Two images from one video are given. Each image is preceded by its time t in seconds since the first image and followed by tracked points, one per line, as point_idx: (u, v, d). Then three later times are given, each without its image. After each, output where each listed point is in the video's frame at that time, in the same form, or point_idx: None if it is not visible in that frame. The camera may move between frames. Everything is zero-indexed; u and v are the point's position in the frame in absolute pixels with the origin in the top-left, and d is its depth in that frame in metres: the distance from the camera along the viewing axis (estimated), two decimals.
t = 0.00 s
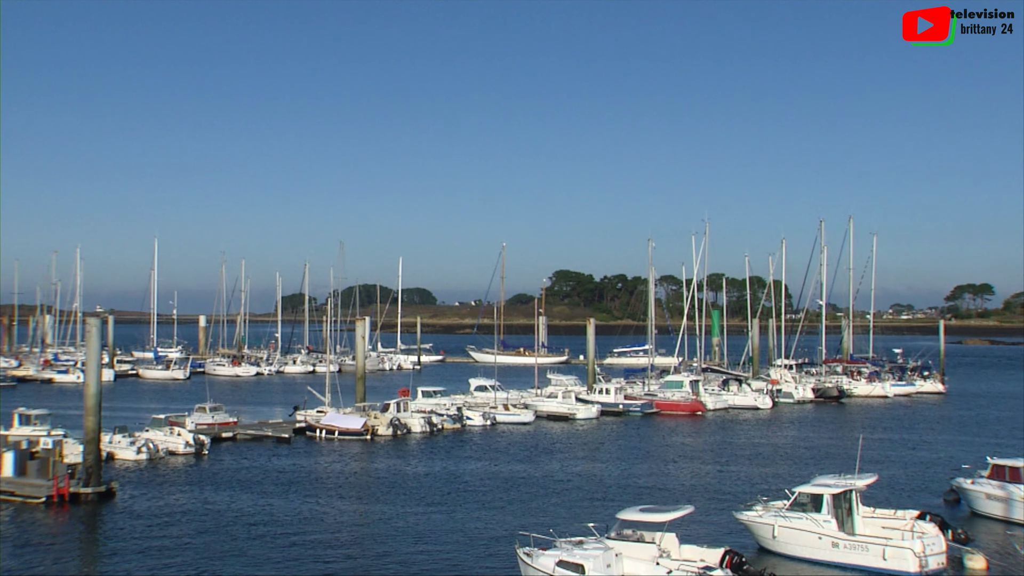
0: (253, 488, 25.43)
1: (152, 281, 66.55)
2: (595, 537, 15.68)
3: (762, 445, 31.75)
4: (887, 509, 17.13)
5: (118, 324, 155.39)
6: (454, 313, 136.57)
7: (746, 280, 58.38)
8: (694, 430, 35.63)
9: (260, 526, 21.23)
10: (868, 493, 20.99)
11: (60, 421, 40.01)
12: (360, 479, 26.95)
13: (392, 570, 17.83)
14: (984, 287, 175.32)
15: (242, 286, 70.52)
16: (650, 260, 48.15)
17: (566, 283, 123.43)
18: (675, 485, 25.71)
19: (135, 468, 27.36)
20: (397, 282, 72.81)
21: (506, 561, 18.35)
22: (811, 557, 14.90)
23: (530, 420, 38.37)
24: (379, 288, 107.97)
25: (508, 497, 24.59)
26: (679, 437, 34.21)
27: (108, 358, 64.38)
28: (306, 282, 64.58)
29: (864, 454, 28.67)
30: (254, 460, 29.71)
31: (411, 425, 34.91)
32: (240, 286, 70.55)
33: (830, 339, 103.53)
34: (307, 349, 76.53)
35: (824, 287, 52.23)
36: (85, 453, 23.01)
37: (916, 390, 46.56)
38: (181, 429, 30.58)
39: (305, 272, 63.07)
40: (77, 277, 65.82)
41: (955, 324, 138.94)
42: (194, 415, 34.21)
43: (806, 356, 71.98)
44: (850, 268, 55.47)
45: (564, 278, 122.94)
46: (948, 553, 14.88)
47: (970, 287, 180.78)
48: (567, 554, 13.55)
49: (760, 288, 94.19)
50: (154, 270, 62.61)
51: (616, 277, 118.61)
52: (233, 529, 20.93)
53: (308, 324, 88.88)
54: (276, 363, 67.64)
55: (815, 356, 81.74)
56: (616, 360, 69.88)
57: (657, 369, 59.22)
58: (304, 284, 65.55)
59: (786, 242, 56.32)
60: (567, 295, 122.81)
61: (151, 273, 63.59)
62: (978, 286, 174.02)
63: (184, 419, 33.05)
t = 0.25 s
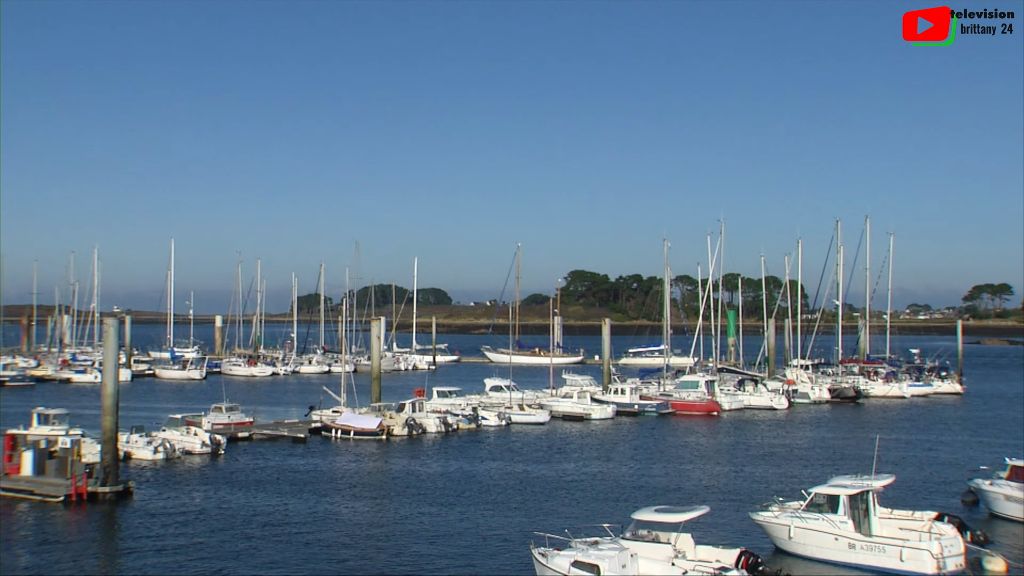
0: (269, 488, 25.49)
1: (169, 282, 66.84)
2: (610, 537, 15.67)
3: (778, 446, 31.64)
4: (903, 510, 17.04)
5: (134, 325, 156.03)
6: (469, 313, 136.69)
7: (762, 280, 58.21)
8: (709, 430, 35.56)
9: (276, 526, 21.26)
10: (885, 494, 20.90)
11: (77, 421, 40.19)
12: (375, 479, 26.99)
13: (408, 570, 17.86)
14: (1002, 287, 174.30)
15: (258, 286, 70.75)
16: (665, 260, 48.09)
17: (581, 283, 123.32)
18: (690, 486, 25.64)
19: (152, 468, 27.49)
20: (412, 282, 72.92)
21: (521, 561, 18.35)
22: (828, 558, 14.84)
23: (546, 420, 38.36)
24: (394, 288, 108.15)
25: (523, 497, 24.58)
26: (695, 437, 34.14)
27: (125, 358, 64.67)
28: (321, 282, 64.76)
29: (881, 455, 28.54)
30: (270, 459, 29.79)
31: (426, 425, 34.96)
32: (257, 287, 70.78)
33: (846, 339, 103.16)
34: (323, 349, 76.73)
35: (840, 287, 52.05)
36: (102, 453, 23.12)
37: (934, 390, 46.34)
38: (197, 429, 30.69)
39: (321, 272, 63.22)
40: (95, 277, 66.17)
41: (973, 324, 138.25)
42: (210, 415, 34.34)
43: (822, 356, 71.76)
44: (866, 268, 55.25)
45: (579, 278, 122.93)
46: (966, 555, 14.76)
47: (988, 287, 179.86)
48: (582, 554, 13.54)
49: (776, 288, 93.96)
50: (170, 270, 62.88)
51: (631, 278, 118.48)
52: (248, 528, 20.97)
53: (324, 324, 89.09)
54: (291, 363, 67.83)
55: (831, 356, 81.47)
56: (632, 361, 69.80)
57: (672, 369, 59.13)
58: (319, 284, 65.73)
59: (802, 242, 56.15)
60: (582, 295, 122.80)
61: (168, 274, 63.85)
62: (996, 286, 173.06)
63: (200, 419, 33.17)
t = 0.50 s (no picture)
0: (287, 488, 25.51)
1: (187, 282, 67.10)
2: (627, 537, 15.65)
3: (796, 446, 31.52)
4: (923, 511, 16.97)
5: (152, 326, 156.58)
6: (486, 313, 136.73)
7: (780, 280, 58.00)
8: (727, 431, 35.46)
9: (295, 526, 21.30)
10: (904, 495, 20.81)
11: (96, 420, 40.39)
12: (392, 479, 27.03)
13: (423, 569, 17.89)
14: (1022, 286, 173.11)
15: (275, 287, 70.95)
16: (682, 260, 47.97)
17: (598, 283, 123.12)
18: (707, 486, 25.57)
19: (171, 467, 27.63)
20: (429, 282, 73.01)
21: (538, 561, 18.36)
22: (846, 559, 14.77)
23: (562, 420, 38.33)
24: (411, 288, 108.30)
25: (539, 497, 24.58)
26: (712, 437, 34.04)
27: (143, 358, 64.97)
28: (339, 282, 64.89)
29: (900, 456, 28.38)
30: (288, 459, 29.87)
31: (443, 425, 35.00)
32: (274, 287, 70.98)
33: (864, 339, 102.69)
34: (340, 349, 76.88)
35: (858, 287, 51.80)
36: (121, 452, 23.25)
37: (953, 391, 46.07)
38: (215, 429, 30.81)
39: (338, 273, 63.32)
40: (113, 277, 66.49)
41: (992, 324, 137.38)
42: (228, 415, 34.46)
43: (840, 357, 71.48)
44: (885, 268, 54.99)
45: (596, 278, 122.80)
46: (987, 557, 14.65)
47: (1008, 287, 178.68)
48: (599, 555, 13.53)
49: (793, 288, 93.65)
50: (188, 270, 63.11)
51: (648, 277, 118.24)
52: (266, 528, 21.01)
53: (341, 324, 89.25)
54: (308, 363, 68.00)
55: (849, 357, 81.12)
56: (648, 361, 69.68)
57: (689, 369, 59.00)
58: (336, 284, 65.85)
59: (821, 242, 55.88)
60: (599, 295, 122.67)
61: (186, 274, 64.09)
62: (1016, 286, 171.89)
63: (218, 419, 33.29)
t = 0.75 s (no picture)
0: (303, 488, 25.59)
1: (204, 282, 67.38)
2: (643, 538, 15.63)
3: (813, 447, 31.40)
4: (941, 512, 16.88)
5: (170, 326, 157.27)
6: (501, 313, 136.80)
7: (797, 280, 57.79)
8: (743, 431, 35.36)
9: (311, 525, 21.36)
10: (922, 496, 20.71)
11: (114, 420, 40.61)
12: (408, 479, 27.06)
13: (439, 569, 17.92)
14: None
15: (292, 287, 71.17)
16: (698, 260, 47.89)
17: (614, 283, 122.97)
18: (723, 487, 25.50)
19: (188, 467, 27.74)
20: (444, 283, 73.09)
21: (554, 561, 18.38)
22: (864, 560, 14.71)
23: (578, 420, 38.31)
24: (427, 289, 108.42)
25: (556, 497, 24.57)
26: (728, 438, 33.95)
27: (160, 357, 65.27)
28: (354, 282, 65.02)
29: (918, 457, 28.24)
30: (304, 459, 29.95)
31: (459, 425, 35.04)
32: (290, 287, 71.20)
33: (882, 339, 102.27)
34: (356, 349, 77.05)
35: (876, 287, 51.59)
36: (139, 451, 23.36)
37: (972, 392, 45.79)
38: (232, 428, 30.92)
39: (353, 273, 63.45)
40: (131, 277, 66.81)
41: (1011, 324, 136.60)
42: (245, 415, 34.58)
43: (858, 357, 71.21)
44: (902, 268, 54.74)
45: (612, 278, 122.72)
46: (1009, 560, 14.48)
47: None
48: (615, 555, 13.52)
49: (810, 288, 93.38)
50: (204, 270, 63.35)
51: (664, 278, 118.08)
52: (283, 528, 21.08)
53: (357, 325, 89.44)
54: (324, 363, 68.18)
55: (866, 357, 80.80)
56: (664, 361, 69.59)
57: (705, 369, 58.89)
58: (352, 285, 65.99)
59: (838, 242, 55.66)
60: (615, 295, 122.58)
61: (202, 274, 64.36)
62: None
63: (235, 419, 33.42)
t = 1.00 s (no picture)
0: (320, 488, 25.63)
1: (222, 283, 67.64)
2: (661, 538, 15.57)
3: (831, 448, 31.27)
4: (961, 514, 16.79)
5: (188, 326, 158.04)
6: (518, 313, 136.84)
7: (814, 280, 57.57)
8: (760, 432, 35.24)
9: (328, 525, 21.39)
10: (941, 498, 20.58)
11: (133, 420, 40.83)
12: (426, 479, 27.09)
13: (455, 569, 17.93)
14: None
15: (309, 288, 71.39)
16: (715, 260, 47.78)
17: (630, 283, 122.79)
18: (740, 487, 25.43)
19: (205, 466, 27.85)
20: (461, 283, 73.16)
21: (570, 562, 18.37)
22: (881, 561, 14.66)
23: (595, 421, 38.27)
24: (443, 289, 108.56)
25: (573, 498, 24.49)
26: (746, 438, 33.84)
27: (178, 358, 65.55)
28: (371, 283, 65.15)
29: (937, 459, 28.09)
30: (321, 459, 30.03)
31: (475, 425, 35.09)
32: (307, 288, 71.42)
33: (900, 339, 101.71)
34: (372, 349, 77.23)
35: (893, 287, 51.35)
36: (157, 451, 23.45)
37: (991, 393, 45.44)
38: (249, 428, 31.02)
39: (370, 273, 63.57)
40: (149, 278, 67.15)
41: None
42: (262, 415, 34.69)
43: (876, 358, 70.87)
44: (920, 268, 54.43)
45: (628, 278, 122.63)
46: None
47: None
48: (631, 556, 13.49)
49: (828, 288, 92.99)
50: (221, 271, 63.60)
51: (681, 278, 117.86)
52: (299, 527, 21.12)
53: (373, 325, 89.58)
54: (341, 363, 68.36)
55: (885, 358, 80.41)
56: (681, 361, 69.44)
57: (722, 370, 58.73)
58: (369, 285, 66.12)
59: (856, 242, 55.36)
60: (631, 295, 122.44)
61: (219, 275, 64.61)
62: None
63: (252, 419, 33.54)
